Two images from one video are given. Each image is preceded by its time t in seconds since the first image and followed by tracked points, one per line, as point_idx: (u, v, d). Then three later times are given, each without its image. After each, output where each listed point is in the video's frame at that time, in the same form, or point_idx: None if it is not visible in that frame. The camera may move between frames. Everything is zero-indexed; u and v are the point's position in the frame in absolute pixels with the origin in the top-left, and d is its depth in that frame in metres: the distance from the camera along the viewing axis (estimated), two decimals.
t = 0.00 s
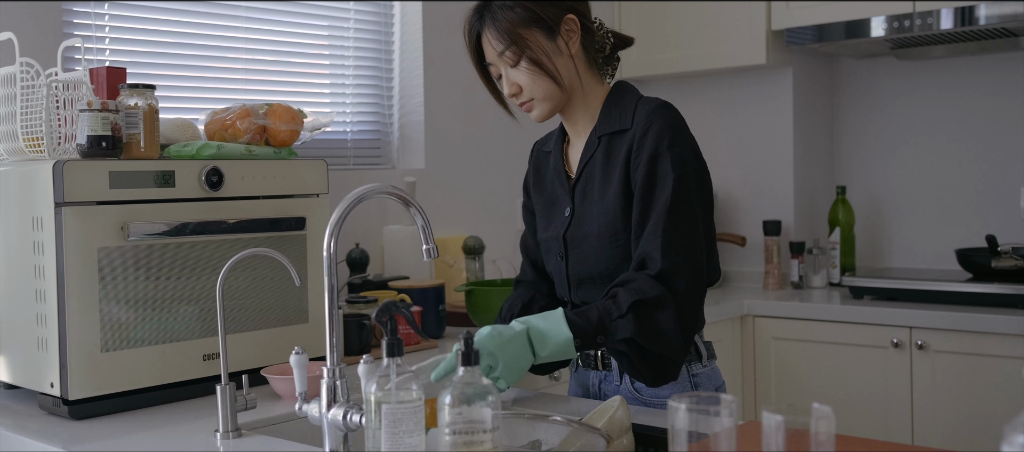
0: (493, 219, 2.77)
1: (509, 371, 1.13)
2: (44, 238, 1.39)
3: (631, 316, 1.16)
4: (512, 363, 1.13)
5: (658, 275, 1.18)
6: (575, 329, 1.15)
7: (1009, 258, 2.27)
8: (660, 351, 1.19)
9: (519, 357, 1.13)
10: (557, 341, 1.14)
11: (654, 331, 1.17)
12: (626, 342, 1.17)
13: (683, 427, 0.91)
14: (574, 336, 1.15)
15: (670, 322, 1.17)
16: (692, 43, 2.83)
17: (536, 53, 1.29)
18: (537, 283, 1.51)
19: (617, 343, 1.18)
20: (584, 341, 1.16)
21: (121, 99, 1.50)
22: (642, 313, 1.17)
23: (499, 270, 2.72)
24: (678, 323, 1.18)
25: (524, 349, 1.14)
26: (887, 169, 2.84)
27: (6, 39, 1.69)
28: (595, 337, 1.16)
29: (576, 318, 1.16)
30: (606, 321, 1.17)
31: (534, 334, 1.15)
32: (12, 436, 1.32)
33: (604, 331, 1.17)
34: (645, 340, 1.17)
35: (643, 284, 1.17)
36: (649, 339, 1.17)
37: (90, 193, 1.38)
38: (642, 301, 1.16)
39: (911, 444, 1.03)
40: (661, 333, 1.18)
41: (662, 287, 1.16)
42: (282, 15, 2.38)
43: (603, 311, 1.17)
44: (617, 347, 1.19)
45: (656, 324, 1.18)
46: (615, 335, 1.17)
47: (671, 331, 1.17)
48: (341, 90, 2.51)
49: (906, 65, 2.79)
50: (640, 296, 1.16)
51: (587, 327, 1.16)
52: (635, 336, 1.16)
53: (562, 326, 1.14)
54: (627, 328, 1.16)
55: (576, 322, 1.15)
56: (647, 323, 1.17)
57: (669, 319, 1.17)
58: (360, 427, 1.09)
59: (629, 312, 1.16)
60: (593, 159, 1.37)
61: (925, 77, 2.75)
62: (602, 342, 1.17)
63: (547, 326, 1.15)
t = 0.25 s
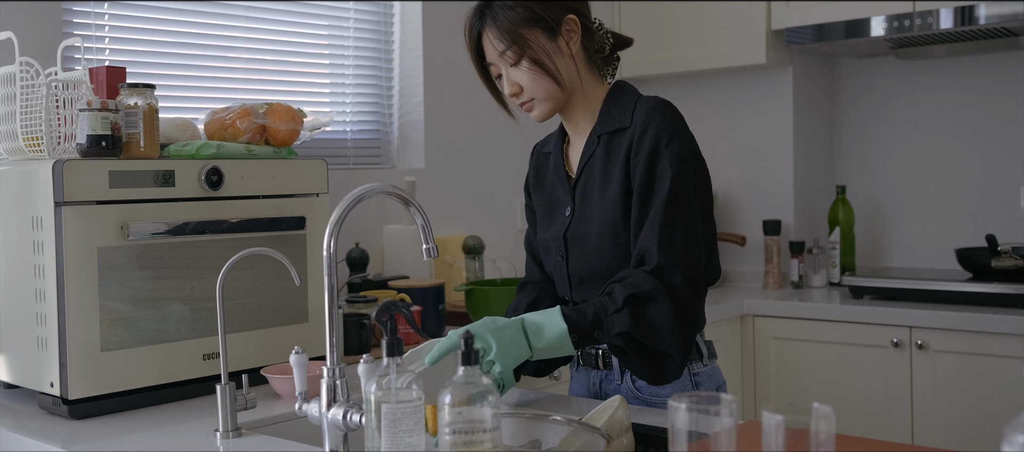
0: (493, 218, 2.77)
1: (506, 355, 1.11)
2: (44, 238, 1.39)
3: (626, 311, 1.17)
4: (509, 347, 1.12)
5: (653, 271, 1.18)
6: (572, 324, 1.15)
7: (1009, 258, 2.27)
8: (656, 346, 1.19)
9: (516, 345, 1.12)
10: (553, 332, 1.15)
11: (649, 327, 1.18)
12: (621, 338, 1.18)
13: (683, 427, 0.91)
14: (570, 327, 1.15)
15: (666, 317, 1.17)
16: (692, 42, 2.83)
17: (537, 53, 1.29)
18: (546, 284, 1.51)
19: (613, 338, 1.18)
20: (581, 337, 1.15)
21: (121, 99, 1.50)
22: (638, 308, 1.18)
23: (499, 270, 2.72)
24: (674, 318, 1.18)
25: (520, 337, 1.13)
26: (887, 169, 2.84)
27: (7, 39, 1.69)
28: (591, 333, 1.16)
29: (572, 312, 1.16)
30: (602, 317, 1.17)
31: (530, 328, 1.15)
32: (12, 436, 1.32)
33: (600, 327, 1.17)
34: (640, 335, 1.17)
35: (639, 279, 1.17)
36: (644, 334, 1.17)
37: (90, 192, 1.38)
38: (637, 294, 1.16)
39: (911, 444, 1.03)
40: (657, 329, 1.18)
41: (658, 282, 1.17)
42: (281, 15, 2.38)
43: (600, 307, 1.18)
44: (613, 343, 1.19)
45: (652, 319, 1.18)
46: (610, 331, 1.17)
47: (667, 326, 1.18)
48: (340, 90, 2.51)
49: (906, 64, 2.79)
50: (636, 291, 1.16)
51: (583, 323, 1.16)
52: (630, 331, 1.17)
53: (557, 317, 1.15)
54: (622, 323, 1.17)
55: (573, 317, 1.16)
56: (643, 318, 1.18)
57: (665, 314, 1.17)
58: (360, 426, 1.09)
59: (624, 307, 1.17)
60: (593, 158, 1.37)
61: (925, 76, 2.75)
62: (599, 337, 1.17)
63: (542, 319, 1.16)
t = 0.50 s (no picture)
0: (493, 218, 2.77)
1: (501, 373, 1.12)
2: (44, 237, 1.38)
3: (622, 315, 1.16)
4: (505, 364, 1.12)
5: (648, 272, 1.18)
6: (567, 330, 1.14)
7: (1009, 258, 2.27)
8: (651, 348, 1.18)
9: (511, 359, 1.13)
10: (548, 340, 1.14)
11: (645, 330, 1.17)
12: (616, 342, 1.17)
13: (684, 426, 0.91)
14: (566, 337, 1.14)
15: (661, 320, 1.17)
16: (692, 42, 2.83)
17: (537, 53, 1.29)
18: (540, 282, 1.51)
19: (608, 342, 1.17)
20: (575, 342, 1.15)
21: (121, 98, 1.49)
22: (633, 312, 1.17)
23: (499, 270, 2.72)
24: (669, 320, 1.17)
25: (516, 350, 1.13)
26: (887, 168, 2.84)
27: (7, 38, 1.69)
28: (585, 337, 1.15)
29: (567, 317, 1.15)
30: (597, 321, 1.16)
31: (528, 337, 1.14)
32: (12, 436, 1.31)
33: (595, 331, 1.16)
34: (635, 339, 1.16)
35: (635, 283, 1.16)
36: (640, 338, 1.16)
37: (89, 192, 1.38)
38: (633, 300, 1.15)
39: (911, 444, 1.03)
40: (653, 331, 1.17)
41: (654, 285, 1.16)
42: (281, 15, 2.38)
43: (595, 310, 1.17)
44: (609, 347, 1.18)
45: (648, 322, 1.17)
46: (605, 335, 1.17)
47: (663, 330, 1.17)
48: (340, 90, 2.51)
49: (906, 64, 2.79)
50: (631, 295, 1.15)
51: (577, 327, 1.15)
52: (625, 335, 1.16)
53: (553, 327, 1.14)
54: (617, 327, 1.16)
55: (567, 323, 1.15)
56: (638, 322, 1.17)
57: (660, 317, 1.17)
58: (360, 426, 1.09)
59: (620, 312, 1.16)
60: (593, 157, 1.37)
61: (925, 76, 2.75)
62: (593, 341, 1.16)
63: (538, 326, 1.15)
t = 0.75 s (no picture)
0: (493, 218, 2.77)
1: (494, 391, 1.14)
2: (43, 237, 1.38)
3: (604, 331, 1.15)
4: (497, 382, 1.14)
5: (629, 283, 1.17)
6: (552, 349, 1.15)
7: (1009, 257, 2.27)
8: (637, 359, 1.18)
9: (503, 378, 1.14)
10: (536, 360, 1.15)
11: (629, 344, 1.16)
12: (602, 356, 1.17)
13: (684, 426, 0.91)
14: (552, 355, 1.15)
15: (643, 333, 1.16)
16: (691, 41, 2.83)
17: (537, 53, 1.29)
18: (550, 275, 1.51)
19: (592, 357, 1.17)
20: (560, 359, 1.16)
21: (120, 98, 1.49)
22: (616, 327, 1.16)
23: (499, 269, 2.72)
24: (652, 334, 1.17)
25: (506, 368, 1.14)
26: (886, 168, 2.84)
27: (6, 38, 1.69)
28: (570, 351, 1.16)
29: (551, 336, 1.15)
30: (581, 336, 1.16)
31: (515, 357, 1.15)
32: (11, 436, 1.31)
33: (579, 346, 1.17)
34: (619, 353, 1.16)
35: (615, 298, 1.15)
36: (623, 351, 1.16)
37: (88, 191, 1.38)
38: (615, 317, 1.15)
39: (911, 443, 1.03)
40: (637, 345, 1.16)
41: (634, 300, 1.15)
42: (280, 14, 2.38)
43: (578, 326, 1.17)
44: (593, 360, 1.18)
45: (631, 335, 1.16)
46: (590, 349, 1.17)
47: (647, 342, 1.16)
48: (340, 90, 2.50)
49: (906, 63, 2.79)
50: (611, 312, 1.15)
51: (560, 343, 1.15)
52: (608, 350, 1.16)
53: (540, 348, 1.15)
54: (601, 342, 1.16)
55: (551, 341, 1.15)
56: (621, 336, 1.16)
57: (643, 330, 1.16)
58: (360, 426, 1.09)
59: (603, 327, 1.16)
60: (590, 158, 1.37)
61: (924, 75, 2.75)
62: (578, 355, 1.17)
63: (525, 346, 1.15)
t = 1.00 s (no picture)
0: (492, 217, 2.77)
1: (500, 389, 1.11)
2: (42, 237, 1.38)
3: (613, 331, 1.13)
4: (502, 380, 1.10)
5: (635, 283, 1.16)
6: (556, 350, 1.12)
7: (1008, 256, 2.27)
8: (645, 360, 1.16)
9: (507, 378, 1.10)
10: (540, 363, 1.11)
11: (638, 343, 1.14)
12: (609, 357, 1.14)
13: (684, 425, 0.91)
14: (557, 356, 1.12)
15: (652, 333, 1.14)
16: (691, 40, 2.83)
17: (537, 51, 1.29)
18: (526, 273, 1.50)
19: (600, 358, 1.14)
20: (564, 359, 1.13)
21: (119, 98, 1.49)
22: (624, 327, 1.14)
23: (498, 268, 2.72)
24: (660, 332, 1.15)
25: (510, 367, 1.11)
26: (886, 166, 2.84)
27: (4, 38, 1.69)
28: (576, 352, 1.13)
29: (555, 336, 1.12)
30: (587, 336, 1.13)
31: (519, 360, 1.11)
32: (11, 436, 1.31)
33: (586, 346, 1.14)
34: (628, 353, 1.14)
35: (622, 297, 1.14)
36: (633, 351, 1.14)
37: (87, 191, 1.38)
38: (623, 316, 1.13)
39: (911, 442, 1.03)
40: (646, 345, 1.15)
41: (642, 299, 1.13)
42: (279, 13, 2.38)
43: (584, 326, 1.14)
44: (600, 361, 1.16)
45: (639, 336, 1.14)
46: (597, 350, 1.14)
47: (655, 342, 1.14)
48: (339, 89, 2.50)
49: (905, 61, 2.79)
50: (620, 312, 1.12)
51: (567, 344, 1.12)
52: (617, 350, 1.13)
53: (545, 351, 1.11)
54: (609, 342, 1.13)
55: (556, 342, 1.12)
56: (630, 336, 1.14)
57: (651, 331, 1.14)
58: (359, 426, 1.08)
59: (610, 327, 1.13)
60: (592, 157, 1.37)
61: (924, 74, 2.75)
62: (584, 357, 1.14)
63: (529, 350, 1.11)
